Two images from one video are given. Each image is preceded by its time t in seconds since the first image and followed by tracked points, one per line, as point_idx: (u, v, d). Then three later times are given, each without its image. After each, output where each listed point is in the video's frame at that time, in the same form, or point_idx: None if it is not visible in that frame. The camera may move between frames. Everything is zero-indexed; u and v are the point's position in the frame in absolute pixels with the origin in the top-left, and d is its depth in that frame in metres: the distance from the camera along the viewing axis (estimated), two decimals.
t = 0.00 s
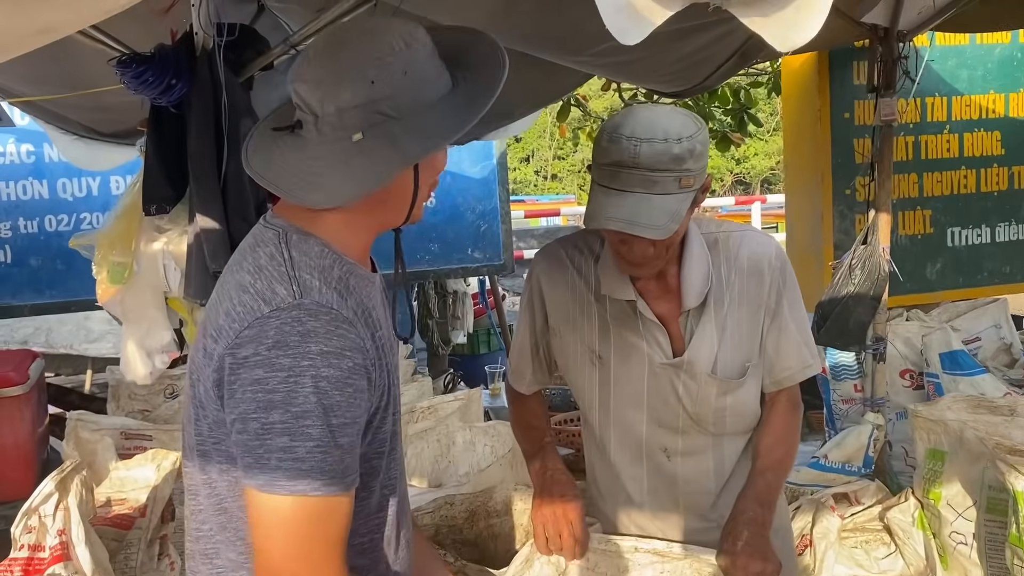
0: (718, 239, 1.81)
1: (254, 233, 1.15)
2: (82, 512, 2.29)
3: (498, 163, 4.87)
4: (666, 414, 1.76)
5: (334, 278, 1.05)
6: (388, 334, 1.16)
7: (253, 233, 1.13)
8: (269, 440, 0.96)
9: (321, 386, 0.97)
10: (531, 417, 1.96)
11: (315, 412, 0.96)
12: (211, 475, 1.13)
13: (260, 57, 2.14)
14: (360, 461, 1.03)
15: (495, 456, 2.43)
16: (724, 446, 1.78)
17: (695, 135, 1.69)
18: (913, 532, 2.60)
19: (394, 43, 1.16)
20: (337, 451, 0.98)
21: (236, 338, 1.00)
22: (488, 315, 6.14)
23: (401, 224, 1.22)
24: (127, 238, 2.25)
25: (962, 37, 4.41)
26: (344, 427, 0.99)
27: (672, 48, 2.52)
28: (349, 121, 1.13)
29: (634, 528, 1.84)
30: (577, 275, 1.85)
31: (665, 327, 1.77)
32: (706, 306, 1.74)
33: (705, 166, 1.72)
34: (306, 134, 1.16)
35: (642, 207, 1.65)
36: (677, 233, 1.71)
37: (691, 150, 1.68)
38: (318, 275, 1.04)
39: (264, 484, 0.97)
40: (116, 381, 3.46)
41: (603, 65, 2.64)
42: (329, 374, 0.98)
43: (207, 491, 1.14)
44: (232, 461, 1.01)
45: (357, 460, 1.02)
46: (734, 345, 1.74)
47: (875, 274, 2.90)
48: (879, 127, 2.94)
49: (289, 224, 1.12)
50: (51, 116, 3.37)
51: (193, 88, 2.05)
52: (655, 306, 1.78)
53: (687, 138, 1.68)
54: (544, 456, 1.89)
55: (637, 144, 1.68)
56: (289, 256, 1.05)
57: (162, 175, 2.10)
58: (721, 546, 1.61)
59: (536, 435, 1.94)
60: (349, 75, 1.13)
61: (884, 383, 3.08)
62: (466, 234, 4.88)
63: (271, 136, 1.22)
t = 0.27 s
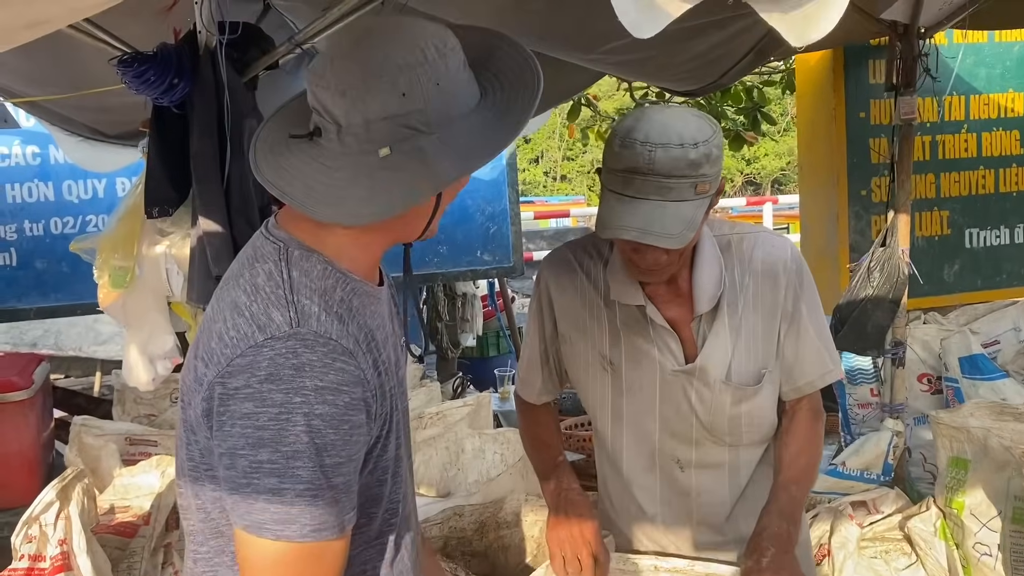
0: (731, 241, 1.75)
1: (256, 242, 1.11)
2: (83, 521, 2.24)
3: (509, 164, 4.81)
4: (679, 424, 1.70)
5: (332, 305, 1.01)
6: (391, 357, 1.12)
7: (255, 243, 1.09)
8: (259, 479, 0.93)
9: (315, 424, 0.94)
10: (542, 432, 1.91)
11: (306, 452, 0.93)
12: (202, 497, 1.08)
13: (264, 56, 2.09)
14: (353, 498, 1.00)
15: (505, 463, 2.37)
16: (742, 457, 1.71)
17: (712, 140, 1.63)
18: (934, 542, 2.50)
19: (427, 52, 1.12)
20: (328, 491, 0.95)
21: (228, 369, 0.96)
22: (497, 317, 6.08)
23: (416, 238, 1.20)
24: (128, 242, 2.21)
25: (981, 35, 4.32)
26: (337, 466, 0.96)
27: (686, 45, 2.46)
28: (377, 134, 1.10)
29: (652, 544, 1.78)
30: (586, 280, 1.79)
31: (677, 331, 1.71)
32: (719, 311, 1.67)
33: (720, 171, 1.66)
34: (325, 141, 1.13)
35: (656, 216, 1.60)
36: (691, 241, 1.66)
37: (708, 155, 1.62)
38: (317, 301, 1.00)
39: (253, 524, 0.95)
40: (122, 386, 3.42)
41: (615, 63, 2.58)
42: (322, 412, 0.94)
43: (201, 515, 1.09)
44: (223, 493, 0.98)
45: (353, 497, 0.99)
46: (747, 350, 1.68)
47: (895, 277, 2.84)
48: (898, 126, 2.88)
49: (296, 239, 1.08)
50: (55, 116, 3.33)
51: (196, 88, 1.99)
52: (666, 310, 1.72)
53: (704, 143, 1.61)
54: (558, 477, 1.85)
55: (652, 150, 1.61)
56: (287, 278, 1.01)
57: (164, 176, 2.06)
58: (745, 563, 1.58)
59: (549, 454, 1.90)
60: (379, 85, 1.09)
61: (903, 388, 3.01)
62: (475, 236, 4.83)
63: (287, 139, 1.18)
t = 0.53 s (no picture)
0: (749, 247, 1.67)
1: (245, 267, 1.09)
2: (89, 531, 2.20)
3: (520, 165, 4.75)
4: (696, 435, 1.65)
5: (314, 345, 0.99)
6: (377, 392, 1.11)
7: (245, 269, 1.07)
8: (230, 526, 0.92)
9: (289, 474, 0.92)
10: (561, 430, 1.88)
11: (280, 501, 0.92)
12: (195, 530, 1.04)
13: (271, 57, 2.05)
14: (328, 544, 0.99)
15: (518, 473, 2.32)
16: (759, 470, 1.67)
17: (729, 148, 1.57)
18: (958, 554, 2.40)
19: (427, 68, 1.07)
20: (300, 541, 0.94)
21: (205, 409, 0.94)
22: (508, 320, 6.03)
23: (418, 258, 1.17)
24: (132, 248, 2.16)
25: (1002, 33, 4.18)
26: (311, 513, 0.95)
27: (701, 46, 2.41)
28: (376, 156, 1.06)
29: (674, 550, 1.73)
30: (598, 286, 1.74)
31: (694, 342, 1.66)
32: (737, 321, 1.62)
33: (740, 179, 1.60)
34: (323, 164, 1.09)
35: (671, 228, 1.55)
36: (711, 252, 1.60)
37: (727, 166, 1.56)
38: (299, 340, 0.98)
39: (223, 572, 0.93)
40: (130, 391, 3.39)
41: (629, 64, 2.53)
42: (297, 460, 0.92)
43: (193, 545, 1.05)
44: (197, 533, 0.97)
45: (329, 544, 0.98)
46: (767, 361, 1.62)
47: (916, 281, 2.76)
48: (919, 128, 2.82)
49: (289, 266, 1.06)
50: (62, 119, 3.30)
51: (201, 90, 1.95)
52: (681, 320, 1.67)
53: (724, 153, 1.56)
54: (575, 472, 1.79)
55: (668, 160, 1.56)
56: (270, 314, 0.99)
57: (169, 179, 2.01)
58: (757, 575, 1.51)
59: (567, 448, 1.85)
60: (377, 105, 1.04)
61: (923, 395, 2.94)
62: (486, 238, 4.79)
63: (283, 161, 1.14)
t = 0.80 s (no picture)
0: (762, 261, 1.63)
1: (232, 281, 1.11)
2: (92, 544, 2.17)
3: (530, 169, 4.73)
4: (706, 458, 1.60)
5: (293, 357, 1.01)
6: (367, 400, 1.12)
7: (233, 283, 1.10)
8: (212, 539, 0.94)
9: (267, 487, 0.94)
10: (569, 451, 1.83)
11: (256, 516, 0.94)
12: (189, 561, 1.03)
13: (277, 62, 2.00)
14: (312, 556, 1.00)
15: (529, 484, 2.28)
16: (774, 494, 1.61)
17: (736, 163, 1.51)
18: (981, 567, 2.32)
19: (389, 67, 1.11)
20: (279, 555, 0.96)
21: (187, 423, 0.96)
22: (519, 324, 5.98)
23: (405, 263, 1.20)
24: (137, 257, 2.14)
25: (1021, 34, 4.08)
26: (292, 527, 0.96)
27: (716, 48, 2.36)
28: (344, 159, 1.10)
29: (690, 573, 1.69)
30: (606, 301, 1.69)
31: (702, 361, 1.61)
32: (747, 339, 1.58)
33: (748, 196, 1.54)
34: (297, 172, 1.13)
35: (667, 245, 1.50)
36: (713, 272, 1.55)
37: (730, 181, 1.50)
38: (277, 352, 1.00)
39: None
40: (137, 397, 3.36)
41: (642, 67, 2.49)
42: (274, 474, 0.94)
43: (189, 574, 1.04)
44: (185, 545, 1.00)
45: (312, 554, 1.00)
46: (779, 382, 1.58)
47: (935, 289, 2.70)
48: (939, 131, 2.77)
49: (272, 278, 1.09)
50: (69, 124, 3.27)
51: (206, 95, 1.91)
52: (688, 339, 1.63)
53: (727, 167, 1.51)
54: (586, 495, 1.75)
55: (669, 173, 1.51)
56: (250, 328, 1.01)
57: (173, 186, 1.97)
58: None
59: (576, 471, 1.81)
60: (341, 107, 1.08)
61: (943, 404, 2.88)
62: (496, 243, 4.75)
63: (261, 173, 1.19)
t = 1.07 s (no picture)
0: (783, 277, 1.61)
1: (219, 289, 1.09)
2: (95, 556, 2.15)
3: (539, 173, 4.73)
4: (718, 481, 1.57)
5: (275, 347, 0.99)
6: (359, 396, 1.09)
7: (218, 290, 1.08)
8: (196, 535, 0.91)
9: (250, 477, 0.91)
10: (584, 467, 1.78)
11: (239, 507, 0.90)
12: None
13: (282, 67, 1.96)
14: (301, 553, 0.96)
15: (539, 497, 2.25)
16: (786, 516, 1.57)
17: (748, 144, 1.51)
18: None
19: (369, 61, 1.10)
20: (265, 549, 0.93)
21: (169, 420, 0.94)
22: (529, 327, 5.94)
23: (393, 260, 1.16)
24: (142, 265, 2.14)
25: None
26: (278, 520, 0.93)
27: (728, 53, 2.33)
28: (324, 152, 1.08)
29: None
30: (620, 312, 1.66)
31: (717, 378, 1.58)
32: (765, 357, 1.54)
33: (755, 186, 1.51)
34: (277, 170, 1.12)
35: (654, 202, 1.50)
36: (700, 254, 1.50)
37: (736, 160, 1.50)
38: (259, 344, 0.98)
39: None
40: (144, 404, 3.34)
41: (653, 71, 2.46)
42: (257, 463, 0.91)
43: None
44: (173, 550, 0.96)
45: (301, 549, 0.96)
46: (798, 403, 1.54)
47: (951, 296, 2.65)
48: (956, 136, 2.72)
49: (254, 279, 1.07)
50: (76, 129, 3.25)
51: (211, 100, 1.88)
52: (705, 354, 1.59)
53: (734, 146, 1.50)
54: (600, 514, 1.69)
55: (677, 133, 1.54)
56: (232, 322, 0.99)
57: (178, 194, 1.94)
58: None
59: (591, 489, 1.75)
60: (320, 100, 1.07)
61: (960, 414, 2.82)
62: (505, 248, 4.72)
63: (242, 174, 1.17)
